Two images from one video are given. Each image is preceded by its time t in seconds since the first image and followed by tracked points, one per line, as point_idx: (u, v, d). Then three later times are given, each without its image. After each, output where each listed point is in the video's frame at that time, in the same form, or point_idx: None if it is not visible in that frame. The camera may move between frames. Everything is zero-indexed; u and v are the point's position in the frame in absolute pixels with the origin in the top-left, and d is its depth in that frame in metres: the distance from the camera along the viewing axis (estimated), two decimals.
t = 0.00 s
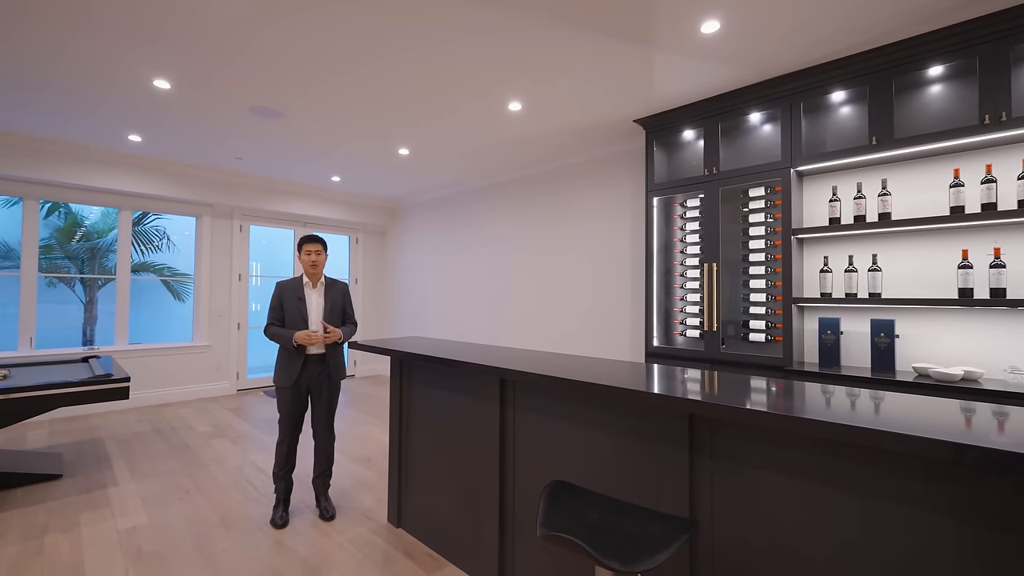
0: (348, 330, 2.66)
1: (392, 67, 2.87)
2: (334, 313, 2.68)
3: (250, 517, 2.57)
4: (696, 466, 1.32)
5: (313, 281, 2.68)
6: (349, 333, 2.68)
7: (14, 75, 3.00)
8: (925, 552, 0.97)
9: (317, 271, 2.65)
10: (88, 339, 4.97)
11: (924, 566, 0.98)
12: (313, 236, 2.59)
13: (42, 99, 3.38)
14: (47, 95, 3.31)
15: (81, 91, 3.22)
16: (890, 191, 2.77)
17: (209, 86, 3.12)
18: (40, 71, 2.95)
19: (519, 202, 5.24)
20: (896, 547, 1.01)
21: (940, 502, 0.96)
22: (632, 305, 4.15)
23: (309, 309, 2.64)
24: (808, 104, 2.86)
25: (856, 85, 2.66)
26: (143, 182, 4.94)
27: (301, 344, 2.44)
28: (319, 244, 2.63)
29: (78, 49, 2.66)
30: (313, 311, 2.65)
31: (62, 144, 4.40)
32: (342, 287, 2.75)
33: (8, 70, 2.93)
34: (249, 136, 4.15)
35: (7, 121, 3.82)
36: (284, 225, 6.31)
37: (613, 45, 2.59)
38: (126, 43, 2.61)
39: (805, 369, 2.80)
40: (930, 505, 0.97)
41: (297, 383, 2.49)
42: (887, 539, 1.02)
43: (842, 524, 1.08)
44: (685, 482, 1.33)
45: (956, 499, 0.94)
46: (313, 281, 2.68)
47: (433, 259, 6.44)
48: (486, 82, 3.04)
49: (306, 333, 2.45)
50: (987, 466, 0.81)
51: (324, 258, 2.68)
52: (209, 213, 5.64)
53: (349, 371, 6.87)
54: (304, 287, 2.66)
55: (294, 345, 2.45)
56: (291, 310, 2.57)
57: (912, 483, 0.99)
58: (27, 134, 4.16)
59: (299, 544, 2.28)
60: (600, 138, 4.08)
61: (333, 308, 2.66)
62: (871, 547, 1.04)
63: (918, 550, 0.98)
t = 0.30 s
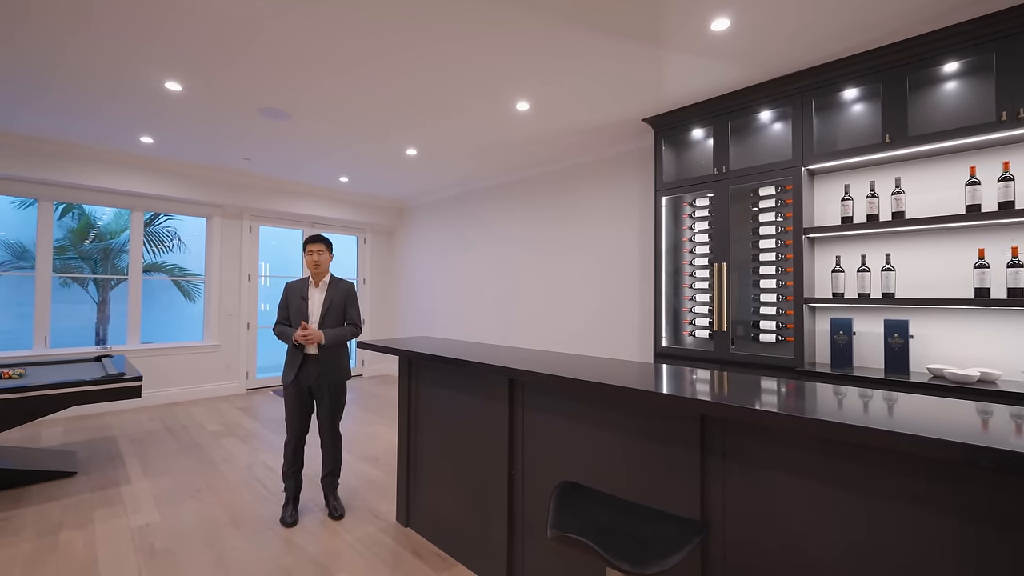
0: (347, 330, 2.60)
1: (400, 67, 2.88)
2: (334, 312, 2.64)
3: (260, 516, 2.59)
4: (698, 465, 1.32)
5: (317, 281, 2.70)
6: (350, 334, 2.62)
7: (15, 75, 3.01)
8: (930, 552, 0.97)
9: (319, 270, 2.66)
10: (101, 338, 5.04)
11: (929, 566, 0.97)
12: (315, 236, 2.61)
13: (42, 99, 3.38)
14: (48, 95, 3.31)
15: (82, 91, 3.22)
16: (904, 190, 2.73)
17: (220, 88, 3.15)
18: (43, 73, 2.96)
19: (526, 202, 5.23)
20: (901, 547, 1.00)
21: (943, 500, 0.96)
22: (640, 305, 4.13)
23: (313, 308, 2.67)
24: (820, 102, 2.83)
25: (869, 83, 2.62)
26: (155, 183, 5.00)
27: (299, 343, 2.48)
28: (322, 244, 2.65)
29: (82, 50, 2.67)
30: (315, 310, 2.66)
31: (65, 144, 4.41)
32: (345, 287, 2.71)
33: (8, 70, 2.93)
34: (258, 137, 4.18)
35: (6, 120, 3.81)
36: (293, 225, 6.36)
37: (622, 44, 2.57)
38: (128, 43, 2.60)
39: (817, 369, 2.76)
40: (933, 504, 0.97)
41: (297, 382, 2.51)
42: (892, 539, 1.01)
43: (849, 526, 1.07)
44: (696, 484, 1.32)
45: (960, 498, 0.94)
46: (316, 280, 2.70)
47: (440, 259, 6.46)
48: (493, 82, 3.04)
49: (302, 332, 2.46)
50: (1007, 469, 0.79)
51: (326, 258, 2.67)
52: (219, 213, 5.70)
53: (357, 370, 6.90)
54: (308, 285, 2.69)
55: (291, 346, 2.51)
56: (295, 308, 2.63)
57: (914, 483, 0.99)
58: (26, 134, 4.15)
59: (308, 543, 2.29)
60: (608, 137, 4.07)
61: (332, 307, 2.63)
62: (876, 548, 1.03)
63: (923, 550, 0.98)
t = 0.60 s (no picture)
0: (352, 331, 2.62)
1: (408, 68, 2.89)
2: (337, 312, 2.65)
3: (271, 514, 2.61)
4: (703, 463, 1.32)
5: (319, 281, 2.70)
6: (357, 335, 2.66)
7: (17, 75, 3.01)
8: (932, 550, 0.97)
9: (322, 270, 2.66)
10: (115, 338, 5.11)
11: (931, 565, 0.97)
12: (320, 235, 2.64)
13: (44, 100, 3.39)
14: (50, 95, 3.32)
15: (86, 91, 3.23)
16: (919, 188, 2.68)
17: (230, 90, 3.18)
18: (45, 73, 2.97)
19: (534, 202, 5.23)
20: (904, 547, 1.00)
21: (945, 499, 0.96)
22: (649, 304, 4.11)
23: (316, 308, 2.68)
24: (832, 99, 2.79)
25: (883, 79, 2.58)
26: (167, 184, 5.06)
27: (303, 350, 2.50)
28: (326, 243, 2.66)
29: (86, 50, 2.68)
30: (317, 310, 2.66)
31: (68, 145, 4.42)
32: (348, 286, 2.71)
33: (12, 70, 2.94)
34: (268, 138, 4.21)
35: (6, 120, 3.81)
36: (302, 226, 6.41)
37: (631, 43, 2.56)
38: (132, 43, 2.62)
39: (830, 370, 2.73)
40: (936, 504, 0.96)
41: (298, 382, 2.51)
42: (895, 539, 1.01)
43: (853, 527, 1.07)
44: (709, 485, 1.30)
45: (963, 497, 0.94)
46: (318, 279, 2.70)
47: (448, 259, 6.47)
48: (502, 82, 3.04)
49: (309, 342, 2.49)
50: None
51: (330, 258, 2.69)
52: (230, 214, 5.75)
53: (365, 370, 6.94)
54: (310, 285, 2.69)
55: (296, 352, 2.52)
56: (297, 308, 2.64)
57: (916, 482, 0.99)
58: (27, 134, 4.16)
59: (317, 541, 2.31)
60: (616, 137, 4.06)
61: (335, 307, 2.64)
62: (879, 548, 1.03)
63: (924, 550, 0.97)
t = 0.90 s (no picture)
0: (356, 333, 2.64)
1: (417, 68, 2.89)
2: (342, 313, 2.67)
3: (282, 512, 2.62)
4: (713, 463, 1.31)
5: (323, 282, 2.72)
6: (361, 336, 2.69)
7: (26, 76, 3.04)
8: (932, 551, 0.97)
9: (326, 271, 2.67)
10: (129, 337, 5.18)
11: (925, 563, 0.98)
12: (323, 236, 2.64)
13: (47, 99, 3.39)
14: (53, 95, 3.33)
15: (89, 90, 3.24)
16: (936, 186, 2.64)
17: (242, 92, 3.21)
18: (48, 72, 2.98)
19: (542, 202, 5.22)
20: (899, 546, 1.01)
21: (946, 499, 0.96)
22: (659, 304, 4.08)
23: (320, 309, 2.68)
24: (847, 96, 2.75)
25: (899, 76, 2.54)
26: (179, 186, 5.12)
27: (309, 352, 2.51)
28: (330, 244, 2.67)
29: (91, 50, 2.69)
30: (321, 312, 2.67)
31: (71, 144, 4.41)
32: (352, 287, 2.74)
33: (14, 70, 2.95)
34: (278, 140, 4.25)
35: (6, 120, 3.81)
36: (312, 227, 6.46)
37: (642, 41, 2.54)
38: (135, 44, 2.62)
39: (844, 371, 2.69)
40: (936, 503, 0.97)
41: (305, 382, 2.52)
42: (888, 538, 1.02)
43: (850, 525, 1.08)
44: (722, 488, 1.28)
45: (963, 497, 0.94)
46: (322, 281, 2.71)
47: (457, 259, 6.49)
48: (511, 82, 3.04)
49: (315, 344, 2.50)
50: None
51: (333, 258, 2.70)
52: (241, 215, 5.81)
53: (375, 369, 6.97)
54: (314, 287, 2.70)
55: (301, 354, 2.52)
56: (301, 310, 2.63)
57: (916, 481, 0.99)
58: (28, 134, 4.15)
59: (328, 539, 2.32)
60: (625, 136, 4.03)
61: (340, 308, 2.66)
62: (882, 548, 1.03)
63: (924, 550, 0.98)
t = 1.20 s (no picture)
0: (365, 333, 2.69)
1: (427, 67, 2.89)
2: (351, 314, 2.71)
3: (294, 509, 2.64)
4: (728, 464, 1.29)
5: (330, 284, 2.72)
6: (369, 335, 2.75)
7: (44, 79, 3.09)
8: (942, 550, 0.96)
9: (334, 273, 2.67)
10: (144, 337, 5.25)
11: (949, 568, 0.96)
12: (331, 238, 2.65)
13: (50, 99, 3.41)
14: (71, 98, 3.39)
15: (93, 91, 3.27)
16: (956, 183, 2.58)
17: (256, 93, 3.25)
18: (67, 76, 3.03)
19: (552, 202, 5.21)
20: (920, 551, 0.99)
21: (963, 501, 0.94)
22: (671, 304, 4.05)
23: (328, 311, 2.69)
24: (864, 92, 2.70)
25: (917, 71, 2.49)
26: (193, 187, 5.19)
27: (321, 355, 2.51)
28: (338, 246, 2.69)
29: (97, 50, 2.72)
30: (330, 314, 2.69)
31: (88, 147, 4.50)
32: (359, 287, 2.76)
33: (17, 70, 2.98)
34: (289, 141, 4.29)
35: (7, 120, 3.83)
36: (323, 227, 6.51)
37: (653, 38, 2.52)
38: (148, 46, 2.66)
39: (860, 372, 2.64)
40: (957, 506, 0.95)
41: (318, 383, 2.54)
42: (910, 543, 1.00)
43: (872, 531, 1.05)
44: (739, 491, 1.26)
45: (977, 498, 0.92)
46: (330, 283, 2.71)
47: (466, 258, 6.50)
48: (521, 81, 3.04)
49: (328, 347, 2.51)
50: None
51: (341, 260, 2.71)
52: (253, 216, 5.88)
53: (385, 369, 7.01)
54: (322, 288, 2.69)
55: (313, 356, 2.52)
56: (309, 312, 2.62)
57: (937, 484, 0.97)
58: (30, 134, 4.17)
59: (340, 537, 2.33)
60: (636, 134, 4.01)
61: (349, 309, 2.69)
62: (892, 548, 1.02)
63: (944, 553, 0.96)
